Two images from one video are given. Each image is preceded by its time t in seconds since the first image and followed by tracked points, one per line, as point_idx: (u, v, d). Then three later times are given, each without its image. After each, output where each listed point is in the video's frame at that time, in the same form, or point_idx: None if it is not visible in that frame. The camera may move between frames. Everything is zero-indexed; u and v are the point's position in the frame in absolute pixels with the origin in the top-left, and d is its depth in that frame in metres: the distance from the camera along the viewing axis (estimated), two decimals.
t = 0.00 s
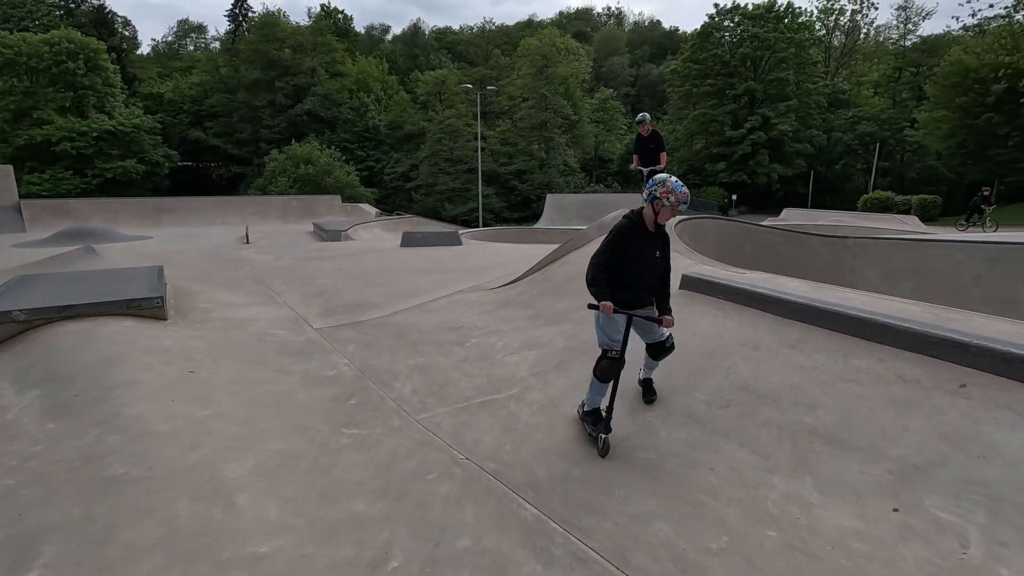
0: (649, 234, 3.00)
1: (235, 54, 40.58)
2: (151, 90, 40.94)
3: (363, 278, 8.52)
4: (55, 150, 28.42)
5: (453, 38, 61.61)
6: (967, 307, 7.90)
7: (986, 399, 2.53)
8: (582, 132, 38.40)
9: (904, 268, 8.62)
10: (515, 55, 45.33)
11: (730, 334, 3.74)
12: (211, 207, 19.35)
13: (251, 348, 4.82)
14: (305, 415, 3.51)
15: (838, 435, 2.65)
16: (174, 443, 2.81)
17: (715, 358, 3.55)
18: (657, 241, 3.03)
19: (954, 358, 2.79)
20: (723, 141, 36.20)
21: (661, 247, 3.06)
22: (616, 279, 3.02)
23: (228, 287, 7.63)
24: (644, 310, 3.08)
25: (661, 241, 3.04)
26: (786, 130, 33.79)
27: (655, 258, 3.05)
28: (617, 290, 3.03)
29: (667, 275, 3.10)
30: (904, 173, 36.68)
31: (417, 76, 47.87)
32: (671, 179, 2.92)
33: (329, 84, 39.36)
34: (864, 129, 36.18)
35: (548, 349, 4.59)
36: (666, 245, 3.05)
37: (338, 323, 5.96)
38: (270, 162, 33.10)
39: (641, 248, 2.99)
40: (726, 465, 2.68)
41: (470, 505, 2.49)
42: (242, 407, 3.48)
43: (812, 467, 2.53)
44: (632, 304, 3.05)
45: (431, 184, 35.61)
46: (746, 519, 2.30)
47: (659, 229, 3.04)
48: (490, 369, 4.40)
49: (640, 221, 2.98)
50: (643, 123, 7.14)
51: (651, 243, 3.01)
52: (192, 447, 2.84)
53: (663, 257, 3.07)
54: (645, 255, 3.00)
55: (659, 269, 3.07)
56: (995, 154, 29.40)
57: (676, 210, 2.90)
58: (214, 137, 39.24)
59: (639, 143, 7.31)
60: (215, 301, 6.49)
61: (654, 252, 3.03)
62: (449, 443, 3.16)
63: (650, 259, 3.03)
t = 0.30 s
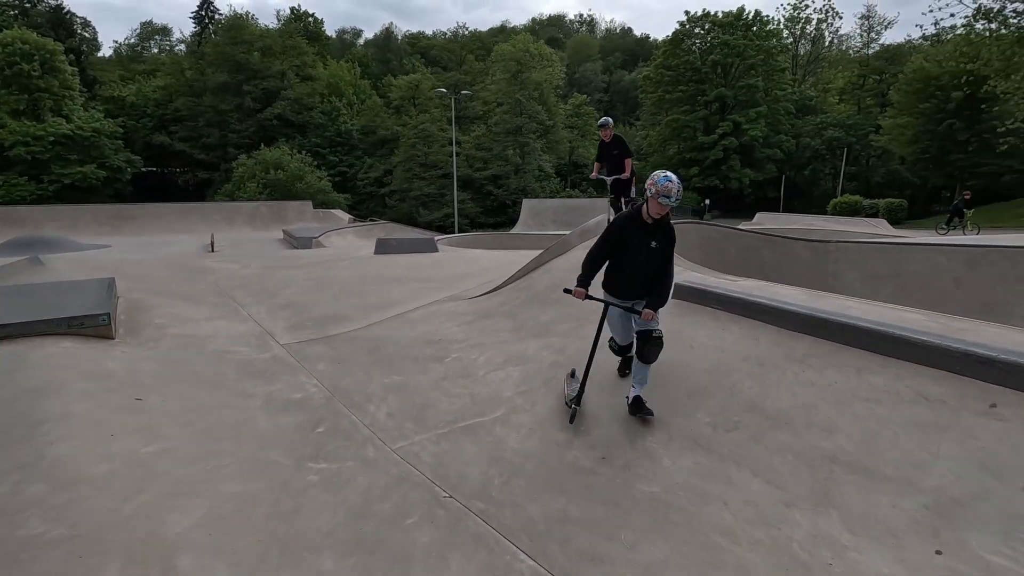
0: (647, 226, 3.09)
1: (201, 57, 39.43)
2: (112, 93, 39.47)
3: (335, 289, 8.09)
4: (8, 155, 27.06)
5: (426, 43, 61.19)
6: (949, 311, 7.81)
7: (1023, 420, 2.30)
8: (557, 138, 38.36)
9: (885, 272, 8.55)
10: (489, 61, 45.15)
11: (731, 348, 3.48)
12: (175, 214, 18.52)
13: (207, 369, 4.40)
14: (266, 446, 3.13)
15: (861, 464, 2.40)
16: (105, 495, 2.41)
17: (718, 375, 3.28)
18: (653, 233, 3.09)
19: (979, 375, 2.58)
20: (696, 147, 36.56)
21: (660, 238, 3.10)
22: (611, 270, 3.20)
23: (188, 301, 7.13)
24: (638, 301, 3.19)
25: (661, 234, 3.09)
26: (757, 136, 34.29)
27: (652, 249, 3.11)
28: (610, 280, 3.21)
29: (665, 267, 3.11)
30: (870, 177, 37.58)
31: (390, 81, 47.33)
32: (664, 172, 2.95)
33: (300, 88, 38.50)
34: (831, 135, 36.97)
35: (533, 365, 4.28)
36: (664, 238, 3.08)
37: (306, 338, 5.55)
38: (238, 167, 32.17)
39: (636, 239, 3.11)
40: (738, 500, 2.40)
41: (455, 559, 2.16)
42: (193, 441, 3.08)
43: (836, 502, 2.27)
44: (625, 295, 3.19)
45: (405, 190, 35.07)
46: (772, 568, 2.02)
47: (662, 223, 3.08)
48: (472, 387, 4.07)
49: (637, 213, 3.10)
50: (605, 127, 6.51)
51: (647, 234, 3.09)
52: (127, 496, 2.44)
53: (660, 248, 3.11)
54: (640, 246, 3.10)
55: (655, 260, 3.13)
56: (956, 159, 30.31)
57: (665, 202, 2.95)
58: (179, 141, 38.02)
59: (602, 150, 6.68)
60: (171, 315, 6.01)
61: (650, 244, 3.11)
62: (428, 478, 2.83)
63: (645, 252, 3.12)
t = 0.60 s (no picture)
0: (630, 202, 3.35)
1: (173, 57, 38.42)
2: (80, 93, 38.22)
3: (309, 296, 7.74)
4: None
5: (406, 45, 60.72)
6: (934, 316, 7.72)
7: None
8: (537, 141, 38.25)
9: (870, 275, 8.48)
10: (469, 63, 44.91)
11: (732, 360, 3.25)
12: (144, 217, 17.85)
13: (164, 388, 4.04)
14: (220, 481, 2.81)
15: (882, 495, 2.17)
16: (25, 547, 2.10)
17: (717, 392, 3.05)
18: (635, 210, 3.33)
19: (999, 392, 2.37)
20: (675, 150, 36.77)
21: (642, 214, 3.31)
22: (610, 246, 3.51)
23: (151, 310, 6.71)
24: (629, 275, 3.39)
25: (641, 208, 3.30)
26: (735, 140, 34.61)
27: (636, 225, 3.34)
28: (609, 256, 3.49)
29: (641, 240, 3.27)
30: (844, 181, 38.24)
31: (368, 83, 46.77)
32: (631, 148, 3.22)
33: (276, 88, 37.74)
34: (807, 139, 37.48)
35: (519, 379, 4.01)
36: (643, 212, 3.28)
37: (276, 350, 5.21)
38: (212, 169, 31.37)
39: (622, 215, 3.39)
40: (747, 536, 2.17)
41: None
42: (136, 478, 2.74)
43: (858, 539, 2.04)
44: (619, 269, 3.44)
45: (384, 193, 34.58)
46: None
47: (644, 198, 3.29)
48: (453, 404, 3.80)
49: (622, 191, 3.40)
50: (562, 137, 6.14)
51: (630, 211, 3.34)
52: (46, 553, 2.11)
53: (642, 223, 3.31)
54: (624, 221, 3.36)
55: (639, 235, 3.32)
56: (928, 163, 30.91)
57: (630, 176, 3.21)
58: (150, 143, 36.97)
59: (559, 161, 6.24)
60: (130, 327, 5.61)
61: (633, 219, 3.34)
62: (404, 513, 2.55)
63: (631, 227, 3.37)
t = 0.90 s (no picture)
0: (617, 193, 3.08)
1: (161, 56, 37.83)
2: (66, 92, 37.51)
3: (294, 299, 7.41)
4: None
5: (398, 45, 60.37)
6: (936, 317, 7.47)
7: None
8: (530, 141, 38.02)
9: (872, 275, 8.24)
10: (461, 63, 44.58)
11: (743, 372, 2.97)
12: (129, 219, 17.40)
13: (125, 403, 3.70)
14: (175, 516, 2.49)
15: (926, 535, 1.90)
16: None
17: (728, 409, 2.77)
18: (623, 201, 3.05)
19: None
20: (670, 150, 36.58)
21: (626, 207, 3.01)
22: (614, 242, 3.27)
23: (123, 317, 6.34)
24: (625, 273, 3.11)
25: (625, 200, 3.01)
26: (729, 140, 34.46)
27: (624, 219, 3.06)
28: (617, 252, 3.25)
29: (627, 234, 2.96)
30: (838, 181, 38.25)
31: (360, 83, 46.40)
32: (603, 135, 2.99)
33: (266, 88, 37.21)
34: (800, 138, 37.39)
35: (511, 391, 3.71)
36: (625, 203, 2.99)
37: (253, 359, 4.88)
38: (201, 169, 30.89)
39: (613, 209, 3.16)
40: None
41: None
42: (78, 516, 2.43)
43: None
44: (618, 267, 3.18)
45: (376, 194, 34.22)
46: None
47: (628, 187, 2.99)
48: (442, 419, 3.50)
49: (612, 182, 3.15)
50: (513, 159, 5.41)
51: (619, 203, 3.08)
52: None
53: (627, 216, 3.01)
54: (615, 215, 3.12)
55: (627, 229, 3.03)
56: (921, 162, 30.85)
57: (601, 168, 3.01)
58: (138, 143, 36.40)
59: (509, 186, 5.51)
60: (97, 335, 5.27)
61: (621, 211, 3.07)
62: (383, 555, 2.25)
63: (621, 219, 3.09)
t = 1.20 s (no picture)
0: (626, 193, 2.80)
1: (155, 56, 37.42)
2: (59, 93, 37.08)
3: (284, 304, 7.11)
4: None
5: (394, 45, 60.07)
6: (950, 322, 7.21)
7: None
8: (528, 142, 37.77)
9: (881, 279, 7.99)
10: (458, 63, 44.28)
11: (769, 391, 2.72)
12: (120, 220, 17.03)
13: (93, 423, 3.40)
14: (137, 559, 2.21)
15: None
16: None
17: (755, 433, 2.51)
18: (631, 201, 2.77)
19: None
20: (668, 150, 36.37)
21: (636, 207, 2.74)
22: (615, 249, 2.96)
23: (104, 325, 6.03)
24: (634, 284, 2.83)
25: (636, 199, 2.73)
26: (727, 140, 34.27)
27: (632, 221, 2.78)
28: (618, 258, 2.95)
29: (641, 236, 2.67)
30: (836, 181, 38.10)
31: (356, 83, 46.07)
32: (616, 124, 2.70)
33: (261, 88, 36.76)
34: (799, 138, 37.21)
35: (514, 408, 3.44)
36: (637, 203, 2.71)
37: (238, 372, 4.59)
38: (195, 171, 30.53)
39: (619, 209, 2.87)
40: None
41: None
42: (25, 561, 2.13)
43: None
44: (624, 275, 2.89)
45: (372, 195, 33.89)
46: None
47: (640, 185, 2.71)
48: (439, 439, 3.22)
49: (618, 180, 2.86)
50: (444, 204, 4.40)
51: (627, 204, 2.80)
52: None
53: (637, 217, 2.73)
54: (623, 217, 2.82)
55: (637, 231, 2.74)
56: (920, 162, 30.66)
57: (613, 159, 2.69)
58: (132, 144, 36.02)
59: (433, 233, 4.47)
60: (72, 346, 4.96)
61: (629, 211, 2.79)
62: None
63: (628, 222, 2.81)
